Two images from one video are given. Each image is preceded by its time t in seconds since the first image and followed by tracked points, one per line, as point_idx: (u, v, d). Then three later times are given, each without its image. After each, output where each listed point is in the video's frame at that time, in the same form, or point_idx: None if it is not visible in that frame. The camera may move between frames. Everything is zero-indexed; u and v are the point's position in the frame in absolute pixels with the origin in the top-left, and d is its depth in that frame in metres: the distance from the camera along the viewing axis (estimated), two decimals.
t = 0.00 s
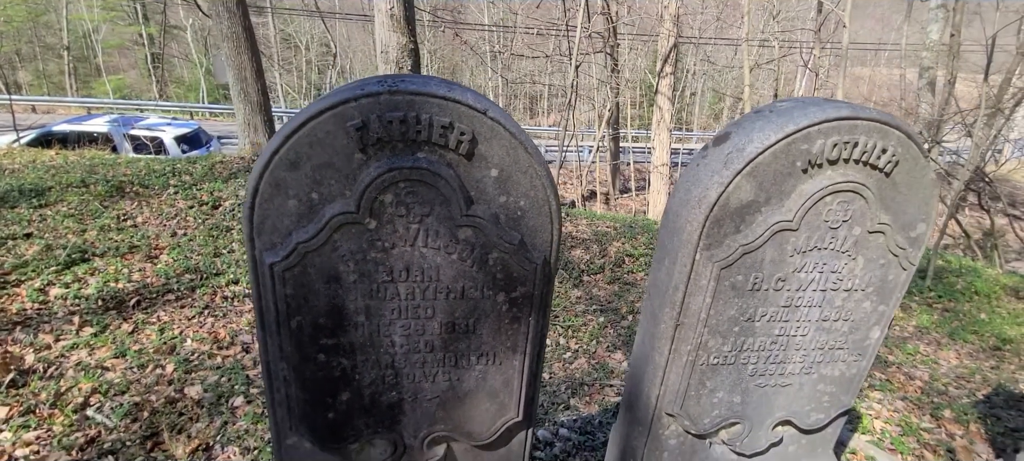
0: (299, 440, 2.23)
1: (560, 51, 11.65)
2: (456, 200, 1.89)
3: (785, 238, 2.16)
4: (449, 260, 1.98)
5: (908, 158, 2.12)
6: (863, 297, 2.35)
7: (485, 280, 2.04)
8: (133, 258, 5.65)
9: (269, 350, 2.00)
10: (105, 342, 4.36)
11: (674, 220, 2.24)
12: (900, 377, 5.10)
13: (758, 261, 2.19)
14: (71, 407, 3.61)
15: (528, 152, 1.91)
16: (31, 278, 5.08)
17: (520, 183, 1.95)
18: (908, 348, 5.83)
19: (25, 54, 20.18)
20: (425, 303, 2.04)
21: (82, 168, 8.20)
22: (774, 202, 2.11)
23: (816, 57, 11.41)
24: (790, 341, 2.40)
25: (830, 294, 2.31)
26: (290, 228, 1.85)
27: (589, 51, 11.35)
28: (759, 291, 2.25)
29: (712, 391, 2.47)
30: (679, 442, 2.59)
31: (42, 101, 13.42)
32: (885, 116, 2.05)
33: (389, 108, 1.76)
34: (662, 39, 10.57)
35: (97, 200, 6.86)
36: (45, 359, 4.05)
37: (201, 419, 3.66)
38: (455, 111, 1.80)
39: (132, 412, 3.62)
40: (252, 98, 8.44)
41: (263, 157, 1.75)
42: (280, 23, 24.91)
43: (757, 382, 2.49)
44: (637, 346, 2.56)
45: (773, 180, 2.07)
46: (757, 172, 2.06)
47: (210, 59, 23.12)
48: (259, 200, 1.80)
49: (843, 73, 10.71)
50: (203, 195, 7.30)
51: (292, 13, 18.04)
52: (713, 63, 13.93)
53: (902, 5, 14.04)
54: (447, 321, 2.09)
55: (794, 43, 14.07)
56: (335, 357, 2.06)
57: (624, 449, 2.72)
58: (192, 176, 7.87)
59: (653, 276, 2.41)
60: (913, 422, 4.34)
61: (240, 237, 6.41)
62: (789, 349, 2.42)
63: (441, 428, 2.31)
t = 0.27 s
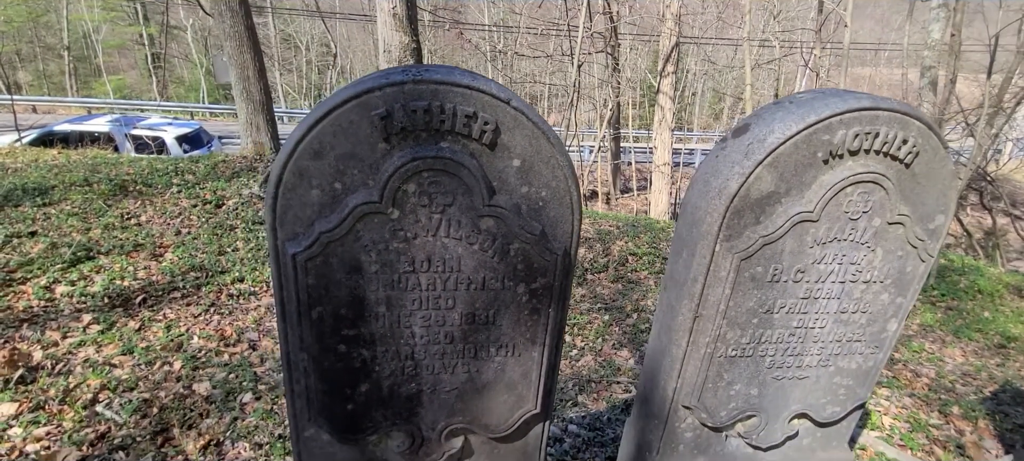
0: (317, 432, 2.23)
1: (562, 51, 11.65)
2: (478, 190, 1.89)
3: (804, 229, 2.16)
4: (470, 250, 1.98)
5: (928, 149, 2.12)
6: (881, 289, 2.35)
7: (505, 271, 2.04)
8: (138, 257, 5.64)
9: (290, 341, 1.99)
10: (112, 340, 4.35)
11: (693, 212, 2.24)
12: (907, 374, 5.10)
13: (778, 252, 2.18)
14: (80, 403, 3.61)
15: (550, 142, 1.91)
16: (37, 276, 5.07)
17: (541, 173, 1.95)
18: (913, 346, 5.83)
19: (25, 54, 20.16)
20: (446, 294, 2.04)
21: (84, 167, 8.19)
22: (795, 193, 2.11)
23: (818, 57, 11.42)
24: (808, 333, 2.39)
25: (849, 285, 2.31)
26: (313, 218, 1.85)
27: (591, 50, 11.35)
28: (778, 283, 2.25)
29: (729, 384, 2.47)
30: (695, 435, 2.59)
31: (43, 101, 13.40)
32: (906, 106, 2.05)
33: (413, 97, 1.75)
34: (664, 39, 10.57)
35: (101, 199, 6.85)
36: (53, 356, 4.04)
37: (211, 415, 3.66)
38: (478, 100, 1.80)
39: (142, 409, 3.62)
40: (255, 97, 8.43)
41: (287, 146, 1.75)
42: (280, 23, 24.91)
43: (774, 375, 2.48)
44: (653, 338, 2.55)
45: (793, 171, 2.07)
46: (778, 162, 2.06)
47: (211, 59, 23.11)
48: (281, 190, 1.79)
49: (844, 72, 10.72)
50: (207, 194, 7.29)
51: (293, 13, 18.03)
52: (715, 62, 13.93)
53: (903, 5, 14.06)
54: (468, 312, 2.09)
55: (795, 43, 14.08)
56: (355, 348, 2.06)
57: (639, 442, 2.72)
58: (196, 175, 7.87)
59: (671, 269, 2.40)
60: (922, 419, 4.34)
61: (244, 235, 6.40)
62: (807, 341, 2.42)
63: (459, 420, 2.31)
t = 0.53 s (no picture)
0: (302, 426, 2.22)
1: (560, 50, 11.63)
2: (462, 181, 1.87)
3: (792, 222, 2.14)
4: (455, 242, 1.96)
5: (917, 140, 2.11)
6: (871, 282, 2.34)
7: (490, 263, 2.03)
8: (133, 255, 5.62)
9: (273, 334, 1.98)
10: (105, 338, 4.33)
11: (681, 205, 2.22)
12: (903, 372, 5.08)
13: (765, 245, 2.17)
14: (71, 401, 3.59)
15: (535, 133, 1.89)
16: (31, 274, 5.06)
17: (526, 165, 1.93)
18: (911, 344, 5.81)
19: (25, 55, 20.17)
20: (430, 286, 2.02)
21: (82, 166, 8.17)
22: (782, 185, 2.10)
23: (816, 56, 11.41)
24: (797, 327, 2.38)
25: (837, 279, 2.29)
26: (295, 210, 1.83)
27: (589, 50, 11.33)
28: (766, 276, 2.23)
29: (718, 378, 2.45)
30: (684, 430, 2.57)
31: (42, 101, 13.39)
32: (894, 97, 2.03)
33: (395, 86, 1.74)
34: (662, 38, 10.56)
35: (98, 198, 6.84)
36: (46, 353, 4.03)
37: (203, 413, 3.64)
38: (461, 90, 1.78)
39: (133, 406, 3.60)
40: (252, 96, 8.41)
41: (268, 137, 1.73)
42: (280, 24, 24.90)
43: (763, 369, 2.47)
44: (642, 333, 2.54)
45: (780, 163, 2.06)
46: (765, 154, 2.04)
47: (210, 59, 23.11)
48: (263, 181, 1.78)
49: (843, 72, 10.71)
50: (204, 193, 7.28)
51: (292, 13, 18.01)
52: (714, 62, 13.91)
53: (902, 5, 14.04)
54: (453, 305, 2.08)
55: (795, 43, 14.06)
56: (340, 342, 2.04)
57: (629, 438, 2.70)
58: (193, 175, 7.86)
59: (659, 263, 2.38)
60: (917, 416, 4.31)
61: (240, 234, 6.38)
62: (796, 335, 2.40)
63: (446, 415, 2.29)
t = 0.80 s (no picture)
0: (264, 431, 2.20)
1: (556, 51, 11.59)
2: (417, 184, 1.85)
3: (755, 224, 2.13)
4: (412, 245, 1.95)
5: (880, 141, 2.09)
6: (837, 284, 2.32)
7: (449, 265, 2.01)
8: (122, 257, 5.59)
9: (228, 338, 1.96)
10: (89, 340, 4.31)
11: (645, 207, 2.21)
12: (890, 373, 5.05)
13: (729, 247, 2.16)
14: (50, 404, 3.57)
15: (491, 135, 1.88)
16: (17, 276, 5.03)
17: (483, 166, 1.91)
18: (900, 344, 5.78)
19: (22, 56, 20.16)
20: (389, 290, 2.00)
21: (75, 168, 8.16)
22: (744, 187, 2.08)
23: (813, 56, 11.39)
24: (765, 330, 2.37)
25: (803, 281, 2.28)
26: (247, 213, 1.81)
27: (584, 51, 11.29)
28: (730, 278, 2.22)
29: (685, 381, 2.44)
30: (654, 433, 2.55)
31: (39, 103, 13.37)
32: (856, 98, 2.02)
33: (346, 88, 1.72)
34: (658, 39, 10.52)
35: (89, 199, 6.81)
36: (27, 356, 4.01)
37: (182, 416, 3.60)
38: (415, 92, 1.76)
39: (112, 409, 3.57)
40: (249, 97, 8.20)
41: (217, 139, 1.71)
42: (278, 25, 24.86)
43: (731, 372, 2.45)
44: (611, 335, 2.52)
45: (742, 164, 2.04)
46: (726, 156, 2.02)
47: (208, 60, 23.08)
48: (214, 184, 1.76)
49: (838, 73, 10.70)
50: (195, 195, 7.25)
51: (289, 14, 17.98)
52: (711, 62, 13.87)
53: (899, 5, 14.01)
54: (412, 308, 2.06)
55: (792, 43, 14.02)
56: (297, 346, 2.03)
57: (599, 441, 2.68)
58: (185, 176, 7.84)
59: (626, 265, 2.37)
60: (901, 417, 4.28)
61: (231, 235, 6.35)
62: (763, 337, 2.39)
63: (409, 418, 2.27)
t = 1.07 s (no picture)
0: (220, 435, 2.19)
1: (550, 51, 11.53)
2: (364, 187, 1.85)
3: (711, 225, 2.13)
4: (363, 248, 1.94)
5: (835, 143, 2.09)
6: (796, 286, 2.32)
7: (402, 268, 2.00)
8: (108, 259, 5.56)
9: (178, 342, 1.95)
10: (70, 342, 4.27)
11: (602, 209, 2.20)
12: (875, 373, 5.01)
13: (685, 249, 2.15)
14: (25, 407, 3.53)
15: (440, 138, 1.87)
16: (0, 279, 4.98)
17: (433, 169, 1.90)
18: (888, 344, 5.75)
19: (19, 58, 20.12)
20: (341, 293, 2.00)
21: (66, 169, 8.13)
22: (699, 188, 2.08)
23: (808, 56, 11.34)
24: (725, 331, 2.37)
25: (762, 282, 2.28)
26: (193, 216, 1.80)
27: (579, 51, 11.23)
28: (687, 280, 2.22)
29: (647, 383, 2.43)
30: (618, 435, 2.54)
31: (33, 104, 13.34)
32: (809, 100, 2.01)
33: (289, 91, 1.71)
34: (653, 39, 10.46)
35: (78, 201, 6.79)
36: (6, 359, 3.98)
37: (159, 419, 3.52)
38: (359, 95, 1.75)
39: (88, 412, 3.51)
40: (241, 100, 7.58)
41: (159, 143, 1.70)
42: (274, 26, 24.79)
43: (693, 373, 2.45)
44: (574, 338, 2.51)
45: (696, 166, 2.04)
46: (680, 158, 2.02)
47: (205, 61, 23.03)
48: (158, 187, 1.75)
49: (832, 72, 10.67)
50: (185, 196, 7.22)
51: (284, 15, 17.93)
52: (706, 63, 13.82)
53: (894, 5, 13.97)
54: (366, 311, 2.05)
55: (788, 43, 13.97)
56: (249, 349, 2.02)
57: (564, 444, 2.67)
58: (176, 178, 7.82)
59: (586, 267, 2.36)
60: (883, 418, 4.24)
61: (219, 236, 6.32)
62: (723, 339, 2.39)
63: (367, 422, 2.26)
